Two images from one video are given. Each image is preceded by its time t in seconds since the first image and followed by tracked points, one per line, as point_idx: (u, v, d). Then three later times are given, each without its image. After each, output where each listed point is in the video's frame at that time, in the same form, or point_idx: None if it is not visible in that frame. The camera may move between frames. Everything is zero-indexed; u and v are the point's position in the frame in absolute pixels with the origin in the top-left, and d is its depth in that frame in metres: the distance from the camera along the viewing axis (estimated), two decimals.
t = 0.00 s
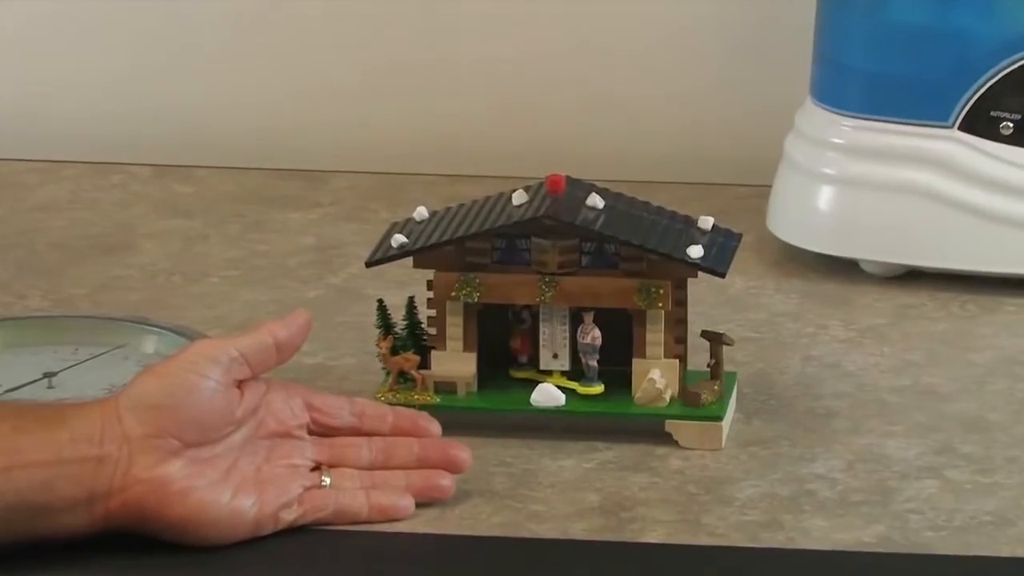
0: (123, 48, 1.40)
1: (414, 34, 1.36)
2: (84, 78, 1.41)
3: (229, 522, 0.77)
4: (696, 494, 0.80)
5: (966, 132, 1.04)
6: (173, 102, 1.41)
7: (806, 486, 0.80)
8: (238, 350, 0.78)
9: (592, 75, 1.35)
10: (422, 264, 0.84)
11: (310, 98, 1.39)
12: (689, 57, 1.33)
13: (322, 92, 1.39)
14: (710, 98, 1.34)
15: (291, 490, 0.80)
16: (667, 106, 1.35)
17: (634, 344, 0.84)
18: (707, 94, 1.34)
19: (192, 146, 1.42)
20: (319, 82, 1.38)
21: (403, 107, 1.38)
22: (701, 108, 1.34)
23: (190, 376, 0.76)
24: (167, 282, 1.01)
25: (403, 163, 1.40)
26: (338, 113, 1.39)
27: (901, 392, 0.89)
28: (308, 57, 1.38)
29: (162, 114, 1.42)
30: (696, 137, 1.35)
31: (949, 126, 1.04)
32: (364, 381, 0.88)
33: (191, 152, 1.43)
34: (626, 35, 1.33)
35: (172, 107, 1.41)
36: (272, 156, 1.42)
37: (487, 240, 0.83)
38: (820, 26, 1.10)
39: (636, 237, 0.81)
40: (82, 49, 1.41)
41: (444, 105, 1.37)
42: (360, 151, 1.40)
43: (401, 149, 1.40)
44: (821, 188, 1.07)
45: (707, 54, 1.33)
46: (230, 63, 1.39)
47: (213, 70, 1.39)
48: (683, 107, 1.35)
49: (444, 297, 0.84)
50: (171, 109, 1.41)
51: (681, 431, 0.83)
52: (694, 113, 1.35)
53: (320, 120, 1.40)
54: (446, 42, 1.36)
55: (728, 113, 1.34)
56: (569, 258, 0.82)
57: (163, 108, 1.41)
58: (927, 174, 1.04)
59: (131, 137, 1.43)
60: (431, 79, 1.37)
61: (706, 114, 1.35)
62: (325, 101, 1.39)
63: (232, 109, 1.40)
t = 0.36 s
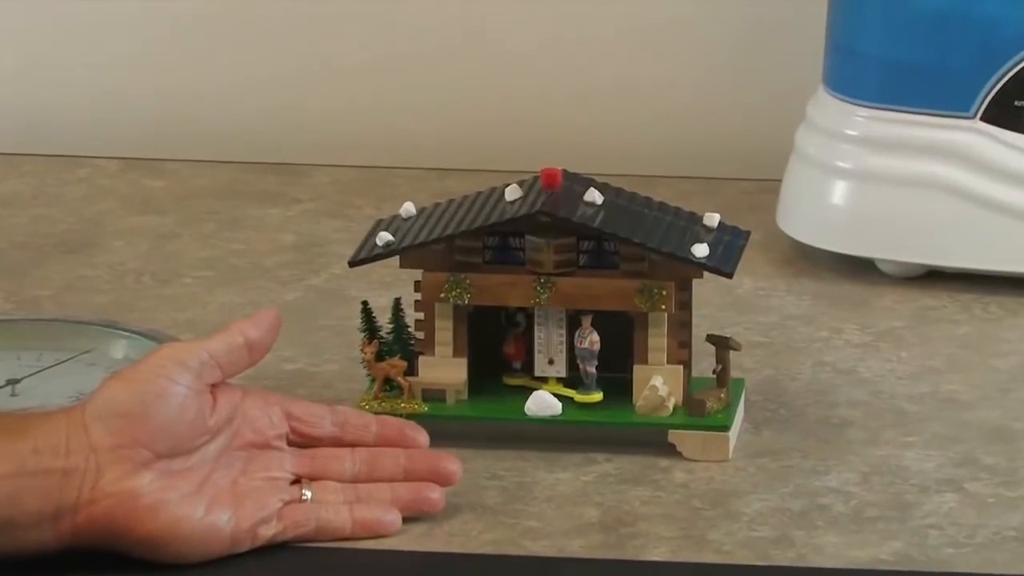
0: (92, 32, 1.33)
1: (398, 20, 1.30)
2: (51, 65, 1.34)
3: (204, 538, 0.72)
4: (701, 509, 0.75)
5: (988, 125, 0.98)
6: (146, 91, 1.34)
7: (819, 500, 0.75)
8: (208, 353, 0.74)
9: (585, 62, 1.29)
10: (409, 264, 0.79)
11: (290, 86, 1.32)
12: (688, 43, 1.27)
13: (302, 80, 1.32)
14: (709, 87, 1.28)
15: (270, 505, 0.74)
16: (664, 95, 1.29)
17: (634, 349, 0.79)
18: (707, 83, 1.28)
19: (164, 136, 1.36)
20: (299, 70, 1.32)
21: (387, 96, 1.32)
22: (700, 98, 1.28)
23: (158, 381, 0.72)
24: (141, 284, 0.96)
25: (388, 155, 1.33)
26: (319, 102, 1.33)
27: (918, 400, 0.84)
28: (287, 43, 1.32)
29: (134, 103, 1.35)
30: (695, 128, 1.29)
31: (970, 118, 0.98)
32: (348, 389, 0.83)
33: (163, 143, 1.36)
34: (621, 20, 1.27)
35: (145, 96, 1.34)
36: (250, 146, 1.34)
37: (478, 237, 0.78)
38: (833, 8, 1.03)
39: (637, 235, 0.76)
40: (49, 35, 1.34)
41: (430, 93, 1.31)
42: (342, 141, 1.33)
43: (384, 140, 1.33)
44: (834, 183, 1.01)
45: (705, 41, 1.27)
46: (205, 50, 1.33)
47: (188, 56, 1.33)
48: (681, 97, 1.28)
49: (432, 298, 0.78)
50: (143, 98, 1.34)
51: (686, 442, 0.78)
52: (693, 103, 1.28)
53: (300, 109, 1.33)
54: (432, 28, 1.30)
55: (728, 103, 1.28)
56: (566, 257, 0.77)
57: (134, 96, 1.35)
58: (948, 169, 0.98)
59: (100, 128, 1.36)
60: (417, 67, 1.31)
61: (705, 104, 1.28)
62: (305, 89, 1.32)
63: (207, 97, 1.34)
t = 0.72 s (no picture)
0: (73, 19, 1.29)
1: (390, 6, 1.25)
2: (30, 53, 1.30)
3: (182, 555, 0.66)
4: (714, 525, 0.70)
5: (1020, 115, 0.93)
6: (130, 79, 1.29)
7: (840, 516, 0.70)
8: (188, 359, 0.70)
9: (584, 50, 1.24)
10: (401, 263, 0.74)
11: (278, 75, 1.27)
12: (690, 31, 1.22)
13: (290, 69, 1.27)
14: (716, 79, 1.23)
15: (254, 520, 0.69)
16: (667, 84, 1.24)
17: (642, 355, 0.74)
18: (710, 72, 1.23)
19: (148, 126, 1.30)
20: (290, 60, 1.27)
21: (379, 85, 1.27)
22: (705, 88, 1.23)
23: (134, 388, 0.67)
24: (117, 285, 0.91)
25: (380, 147, 1.28)
26: (307, 91, 1.28)
27: (943, 409, 0.79)
28: (275, 31, 1.27)
29: (116, 92, 1.30)
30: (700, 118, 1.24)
31: (1002, 108, 0.93)
32: (338, 397, 0.78)
33: (147, 134, 1.31)
34: (622, 5, 1.22)
35: (128, 85, 1.30)
36: (236, 137, 1.29)
37: (474, 236, 0.73)
38: None
39: (645, 233, 0.71)
40: (30, 22, 1.29)
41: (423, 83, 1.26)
42: (332, 133, 1.28)
43: (376, 133, 1.28)
44: (855, 176, 0.96)
45: (710, 29, 1.22)
46: (190, 36, 1.28)
47: (172, 42, 1.28)
48: (687, 89, 1.24)
49: (427, 299, 0.73)
50: (126, 87, 1.30)
51: (697, 453, 0.73)
52: (697, 94, 1.23)
53: (289, 99, 1.28)
54: (426, 16, 1.25)
55: (733, 94, 1.23)
56: (568, 256, 0.72)
57: (116, 85, 1.30)
58: (975, 160, 0.93)
59: (82, 117, 1.31)
60: (410, 55, 1.26)
61: (709, 94, 1.23)
62: (294, 78, 1.27)
63: (192, 86, 1.29)
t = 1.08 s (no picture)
0: (53, 7, 1.23)
1: None
2: (10, 41, 1.24)
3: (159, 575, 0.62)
4: (728, 543, 0.65)
5: None
6: (114, 69, 1.24)
7: (863, 533, 0.65)
8: (169, 364, 0.64)
9: (584, 37, 1.19)
10: (392, 265, 0.69)
11: (266, 64, 1.22)
12: (697, 18, 1.17)
13: (278, 57, 1.22)
14: (727, 70, 1.18)
15: (237, 538, 0.64)
16: (673, 73, 1.19)
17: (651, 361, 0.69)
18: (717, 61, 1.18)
19: (132, 117, 1.25)
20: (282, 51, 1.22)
21: (370, 74, 1.21)
22: (712, 78, 1.18)
23: (110, 396, 0.61)
24: (89, 286, 0.87)
25: (372, 139, 1.23)
26: (296, 81, 1.22)
27: (972, 419, 0.74)
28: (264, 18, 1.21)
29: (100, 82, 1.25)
30: (707, 109, 1.19)
31: None
32: (328, 406, 0.73)
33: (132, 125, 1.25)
34: None
35: (112, 75, 1.25)
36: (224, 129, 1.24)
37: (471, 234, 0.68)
38: None
39: (654, 230, 0.66)
40: (12, 12, 1.24)
41: (416, 71, 1.21)
42: (322, 125, 1.23)
43: (366, 123, 1.23)
44: (879, 169, 0.91)
45: (720, 17, 1.17)
46: (176, 24, 1.23)
47: (157, 30, 1.23)
48: (697, 80, 1.18)
49: (421, 301, 0.69)
50: (110, 76, 1.25)
51: (710, 465, 0.68)
52: (703, 84, 1.18)
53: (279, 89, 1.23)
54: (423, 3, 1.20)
55: (742, 84, 1.18)
56: (572, 255, 0.67)
57: (100, 74, 1.24)
58: (1007, 152, 0.88)
59: (65, 109, 1.25)
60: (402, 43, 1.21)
61: (717, 83, 1.18)
62: (282, 66, 1.22)
63: (178, 75, 1.24)
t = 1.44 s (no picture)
0: None
1: None
2: None
3: None
4: (745, 564, 0.60)
5: None
6: (77, 56, 1.15)
7: (890, 554, 0.61)
8: (144, 372, 0.59)
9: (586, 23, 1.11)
10: (383, 265, 0.64)
11: (243, 52, 1.13)
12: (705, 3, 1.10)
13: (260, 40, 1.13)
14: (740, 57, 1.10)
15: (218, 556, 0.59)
16: (684, 59, 1.11)
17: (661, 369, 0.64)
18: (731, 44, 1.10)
19: (104, 106, 1.16)
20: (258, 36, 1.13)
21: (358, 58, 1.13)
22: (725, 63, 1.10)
23: (81, 406, 0.57)
24: (58, 288, 0.83)
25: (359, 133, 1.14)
26: (275, 68, 1.13)
27: (1005, 431, 0.70)
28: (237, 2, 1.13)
29: (67, 65, 1.15)
30: (721, 98, 1.11)
31: None
32: (317, 417, 0.68)
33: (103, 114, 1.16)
34: None
35: (78, 61, 1.15)
36: (202, 118, 1.15)
37: (468, 232, 0.63)
38: None
39: (665, 228, 0.62)
40: None
41: (408, 54, 1.12)
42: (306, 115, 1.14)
43: (352, 115, 1.14)
44: (908, 163, 0.85)
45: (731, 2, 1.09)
46: (149, 2, 1.13)
47: (130, 10, 1.14)
48: (706, 68, 1.11)
49: (414, 304, 0.64)
50: (78, 59, 1.15)
51: (724, 479, 0.64)
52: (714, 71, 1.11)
53: (254, 78, 1.14)
54: None
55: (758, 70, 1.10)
56: (577, 255, 0.63)
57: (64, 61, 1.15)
58: None
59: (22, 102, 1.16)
60: (393, 24, 1.12)
61: (729, 72, 1.11)
62: (261, 51, 1.13)
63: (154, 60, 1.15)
